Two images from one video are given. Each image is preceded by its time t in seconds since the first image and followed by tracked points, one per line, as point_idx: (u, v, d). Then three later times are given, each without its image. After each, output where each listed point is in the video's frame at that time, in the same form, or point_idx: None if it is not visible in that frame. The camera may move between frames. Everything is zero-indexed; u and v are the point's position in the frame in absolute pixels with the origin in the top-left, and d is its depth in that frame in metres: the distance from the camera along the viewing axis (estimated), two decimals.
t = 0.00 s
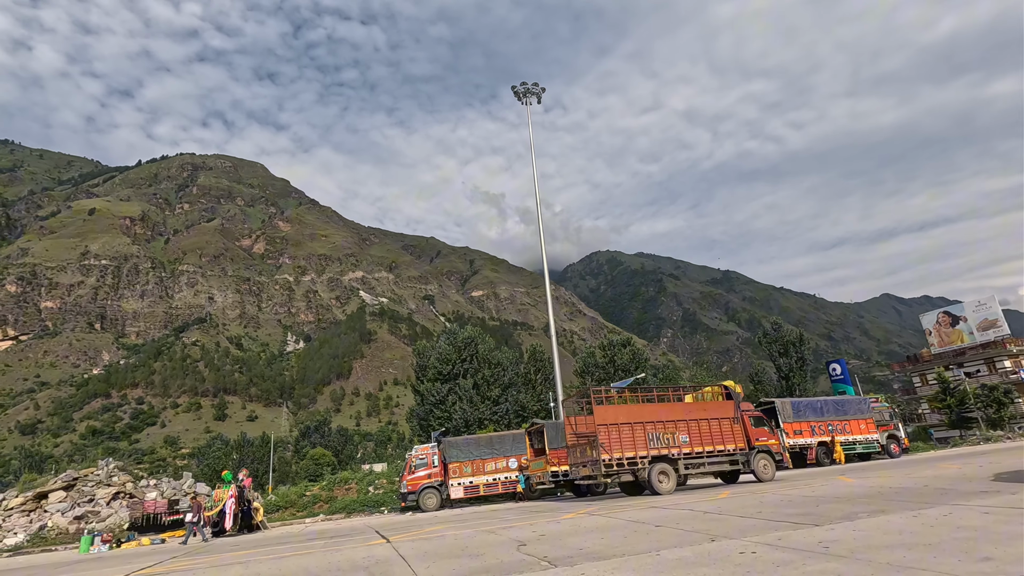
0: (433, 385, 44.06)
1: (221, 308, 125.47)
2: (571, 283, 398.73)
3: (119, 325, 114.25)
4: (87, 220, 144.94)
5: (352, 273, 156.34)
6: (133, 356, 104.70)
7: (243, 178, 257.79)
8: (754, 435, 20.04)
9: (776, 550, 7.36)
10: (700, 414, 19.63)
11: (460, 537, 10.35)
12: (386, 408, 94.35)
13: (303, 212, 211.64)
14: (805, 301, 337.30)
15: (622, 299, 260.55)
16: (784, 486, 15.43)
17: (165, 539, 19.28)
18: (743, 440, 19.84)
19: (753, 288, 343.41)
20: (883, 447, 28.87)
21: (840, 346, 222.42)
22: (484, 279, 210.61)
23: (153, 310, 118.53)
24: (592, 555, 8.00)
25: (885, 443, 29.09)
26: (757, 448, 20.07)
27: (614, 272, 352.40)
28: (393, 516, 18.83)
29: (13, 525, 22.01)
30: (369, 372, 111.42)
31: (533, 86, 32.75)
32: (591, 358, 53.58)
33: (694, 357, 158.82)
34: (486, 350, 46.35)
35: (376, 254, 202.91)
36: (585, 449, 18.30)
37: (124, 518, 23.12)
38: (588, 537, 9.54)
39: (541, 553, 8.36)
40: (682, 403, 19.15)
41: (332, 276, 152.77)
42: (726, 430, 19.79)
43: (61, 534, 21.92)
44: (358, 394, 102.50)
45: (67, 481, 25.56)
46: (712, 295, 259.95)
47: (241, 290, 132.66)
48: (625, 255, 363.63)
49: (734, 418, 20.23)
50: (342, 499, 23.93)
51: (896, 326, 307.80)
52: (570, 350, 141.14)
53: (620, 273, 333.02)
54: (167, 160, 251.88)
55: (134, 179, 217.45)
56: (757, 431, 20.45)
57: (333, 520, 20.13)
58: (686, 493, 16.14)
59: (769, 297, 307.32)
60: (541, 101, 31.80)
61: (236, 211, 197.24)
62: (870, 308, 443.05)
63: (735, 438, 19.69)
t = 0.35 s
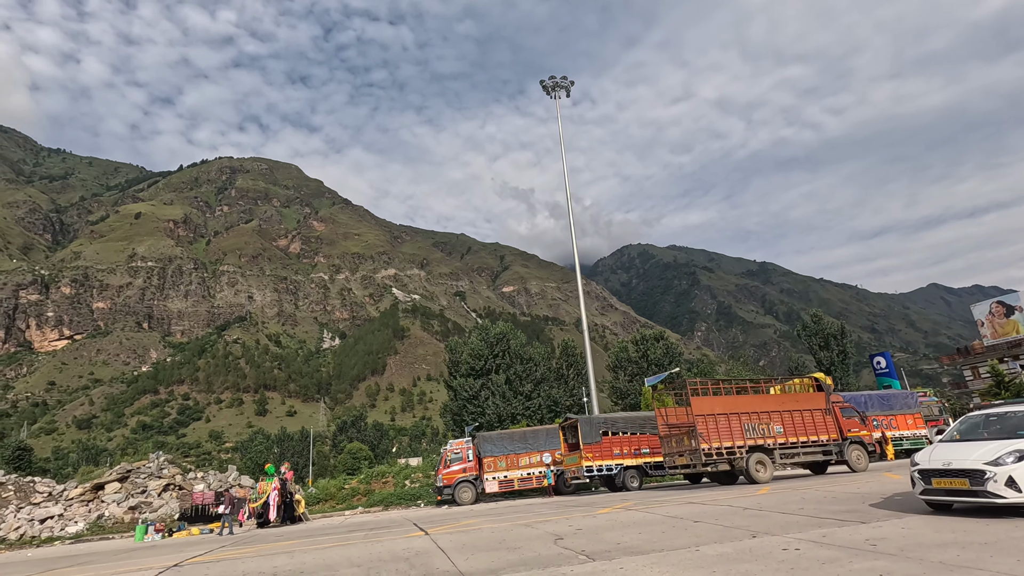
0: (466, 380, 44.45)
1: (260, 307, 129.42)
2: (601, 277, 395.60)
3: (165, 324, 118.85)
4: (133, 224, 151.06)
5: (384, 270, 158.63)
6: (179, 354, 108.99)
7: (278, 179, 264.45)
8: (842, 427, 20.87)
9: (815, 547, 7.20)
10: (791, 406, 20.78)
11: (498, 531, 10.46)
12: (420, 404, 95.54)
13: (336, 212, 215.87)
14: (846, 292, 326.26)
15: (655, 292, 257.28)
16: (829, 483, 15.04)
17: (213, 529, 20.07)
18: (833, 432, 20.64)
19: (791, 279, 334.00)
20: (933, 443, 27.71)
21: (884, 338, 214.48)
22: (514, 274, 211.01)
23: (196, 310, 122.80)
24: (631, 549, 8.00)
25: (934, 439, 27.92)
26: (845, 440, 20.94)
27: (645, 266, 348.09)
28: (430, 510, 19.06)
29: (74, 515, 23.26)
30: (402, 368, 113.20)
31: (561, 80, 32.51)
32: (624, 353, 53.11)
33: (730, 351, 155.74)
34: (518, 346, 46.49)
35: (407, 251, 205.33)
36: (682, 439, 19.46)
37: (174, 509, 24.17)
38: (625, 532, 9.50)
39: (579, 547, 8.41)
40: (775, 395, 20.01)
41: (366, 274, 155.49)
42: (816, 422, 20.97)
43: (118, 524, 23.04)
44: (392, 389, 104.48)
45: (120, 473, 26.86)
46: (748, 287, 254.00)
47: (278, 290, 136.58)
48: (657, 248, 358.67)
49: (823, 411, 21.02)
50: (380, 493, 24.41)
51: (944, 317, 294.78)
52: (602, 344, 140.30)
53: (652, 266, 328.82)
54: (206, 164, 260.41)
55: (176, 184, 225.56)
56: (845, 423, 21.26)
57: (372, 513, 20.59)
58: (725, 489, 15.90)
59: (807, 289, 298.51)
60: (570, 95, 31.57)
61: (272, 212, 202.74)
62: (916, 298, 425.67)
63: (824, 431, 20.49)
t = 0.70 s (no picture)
0: (510, 376, 44.69)
1: (311, 306, 134.17)
2: (645, 271, 389.19)
3: (224, 324, 124.65)
4: (193, 229, 159.06)
5: (429, 269, 161.14)
6: (237, 352, 114.31)
7: (326, 182, 272.70)
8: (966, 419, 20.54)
9: (860, 550, 6.82)
10: (910, 400, 20.81)
11: (549, 526, 10.52)
12: (466, 400, 96.68)
13: (381, 212, 220.73)
14: (909, 283, 308.69)
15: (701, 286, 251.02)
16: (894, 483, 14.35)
17: (274, 519, 21.00)
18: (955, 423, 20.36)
19: (847, 270, 318.85)
20: (1010, 443, 25.76)
21: (952, 331, 201.84)
22: (557, 270, 210.30)
23: (251, 309, 128.36)
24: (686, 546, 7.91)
25: (1012, 439, 25.92)
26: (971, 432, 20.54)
27: (691, 259, 340.11)
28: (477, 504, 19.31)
29: (147, 503, 24.81)
30: (448, 364, 114.87)
31: (603, 73, 32.09)
32: (670, 349, 52.14)
33: (782, 347, 150.34)
34: (563, 342, 46.31)
35: (450, 250, 207.77)
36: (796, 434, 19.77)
37: (237, 499, 25.43)
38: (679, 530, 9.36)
39: (632, 543, 8.38)
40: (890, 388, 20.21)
41: (410, 272, 158.61)
42: (936, 415, 20.49)
43: (186, 512, 24.43)
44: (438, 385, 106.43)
45: (188, 465, 28.49)
46: (801, 279, 244.30)
47: (328, 289, 141.13)
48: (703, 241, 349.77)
49: (944, 403, 20.77)
50: (429, 486, 24.91)
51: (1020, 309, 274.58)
52: (647, 340, 138.08)
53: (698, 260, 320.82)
54: (259, 169, 271.33)
55: (231, 189, 236.06)
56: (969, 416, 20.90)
57: (423, 506, 21.02)
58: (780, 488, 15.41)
59: (866, 280, 284.15)
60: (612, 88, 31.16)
61: (320, 214, 209.36)
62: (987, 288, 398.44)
63: (947, 422, 20.24)
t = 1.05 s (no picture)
0: (580, 375, 44.43)
1: (385, 308, 139.83)
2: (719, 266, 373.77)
3: (307, 326, 132.25)
4: (277, 239, 169.98)
5: (496, 269, 163.03)
6: (319, 353, 120.98)
7: (396, 189, 282.70)
8: None
9: (985, 563, 6.35)
10: None
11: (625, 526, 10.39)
12: (536, 399, 97.13)
13: (449, 215, 225.92)
14: None
15: (781, 280, 238.01)
16: (1016, 491, 12.95)
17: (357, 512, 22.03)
18: None
19: (949, 258, 291.20)
20: None
21: None
22: (625, 267, 206.64)
23: (331, 312, 135.36)
24: (775, 552, 7.55)
25: None
26: None
27: (769, 252, 323.08)
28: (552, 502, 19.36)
29: (245, 494, 26.81)
30: (517, 364, 115.86)
31: (670, 62, 31.08)
32: (748, 345, 49.78)
33: (874, 342, 139.75)
34: (633, 340, 45.54)
35: (517, 250, 209.15)
36: (962, 431, 18.46)
37: (323, 492, 26.94)
38: (762, 534, 8.94)
39: (715, 547, 8.09)
40: None
41: (478, 273, 161.33)
42: None
43: (279, 503, 26.16)
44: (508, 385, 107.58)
45: (280, 460, 30.52)
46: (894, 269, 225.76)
47: (401, 292, 146.40)
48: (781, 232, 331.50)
49: None
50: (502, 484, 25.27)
51: None
52: (723, 337, 132.56)
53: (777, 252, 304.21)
54: (334, 180, 285.46)
55: (310, 200, 250.02)
56: None
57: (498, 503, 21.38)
58: (878, 493, 14.39)
59: (971, 268, 258.09)
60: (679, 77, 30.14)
61: (392, 219, 217.31)
62: None
63: None
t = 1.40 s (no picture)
0: (676, 367, 43.05)
1: (476, 303, 143.77)
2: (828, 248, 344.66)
3: (404, 322, 139.09)
4: (375, 240, 180.02)
5: (584, 261, 161.72)
6: (416, 347, 126.90)
7: (483, 185, 288.46)
8: None
9: None
10: None
11: (731, 524, 10.00)
12: (629, 391, 95.65)
13: (535, 209, 226.95)
14: None
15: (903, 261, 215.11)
16: None
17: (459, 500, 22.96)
18: None
19: None
20: None
21: None
22: (721, 254, 196.69)
23: (426, 308, 141.40)
24: (907, 559, 6.94)
25: None
26: None
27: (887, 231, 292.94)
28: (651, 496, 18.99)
29: (356, 479, 28.83)
30: (609, 356, 114.54)
31: (766, 33, 29.05)
32: (865, 334, 45.63)
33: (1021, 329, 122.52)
34: (732, 330, 43.36)
35: (605, 240, 205.41)
36: None
37: (425, 479, 28.33)
38: (896, 539, 8.23)
39: (835, 550, 7.59)
40: None
41: (566, 266, 160.97)
42: None
43: (386, 489, 27.86)
44: (600, 377, 106.71)
45: (385, 448, 32.46)
46: None
47: (491, 287, 149.68)
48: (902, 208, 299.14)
49: None
50: (598, 477, 25.18)
51: None
52: (835, 326, 122.35)
53: (897, 230, 274.86)
54: (425, 181, 296.82)
55: (403, 201, 262.00)
56: None
57: (594, 496, 21.39)
58: None
59: None
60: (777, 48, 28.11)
61: (480, 216, 222.20)
62: None
63: None
